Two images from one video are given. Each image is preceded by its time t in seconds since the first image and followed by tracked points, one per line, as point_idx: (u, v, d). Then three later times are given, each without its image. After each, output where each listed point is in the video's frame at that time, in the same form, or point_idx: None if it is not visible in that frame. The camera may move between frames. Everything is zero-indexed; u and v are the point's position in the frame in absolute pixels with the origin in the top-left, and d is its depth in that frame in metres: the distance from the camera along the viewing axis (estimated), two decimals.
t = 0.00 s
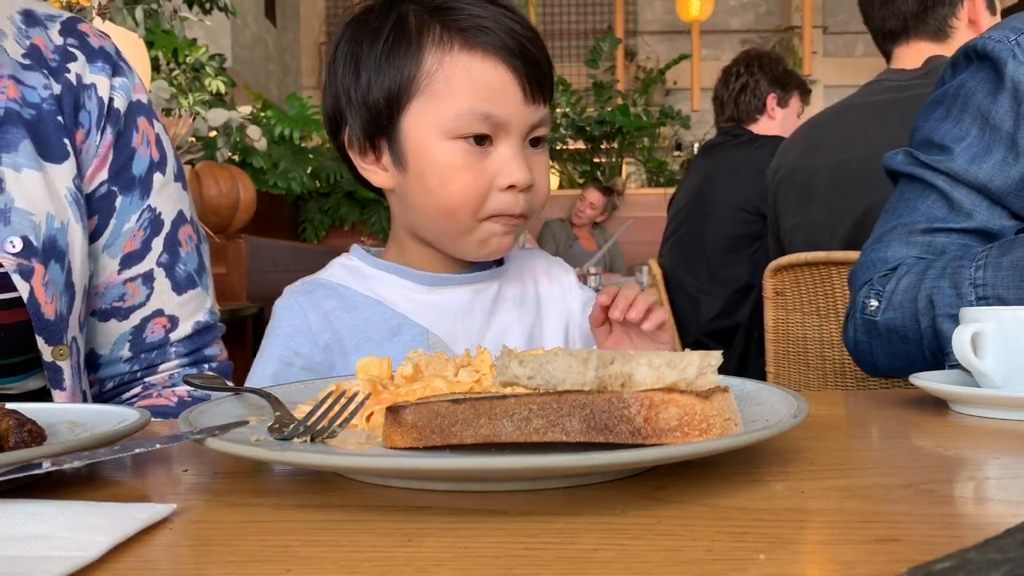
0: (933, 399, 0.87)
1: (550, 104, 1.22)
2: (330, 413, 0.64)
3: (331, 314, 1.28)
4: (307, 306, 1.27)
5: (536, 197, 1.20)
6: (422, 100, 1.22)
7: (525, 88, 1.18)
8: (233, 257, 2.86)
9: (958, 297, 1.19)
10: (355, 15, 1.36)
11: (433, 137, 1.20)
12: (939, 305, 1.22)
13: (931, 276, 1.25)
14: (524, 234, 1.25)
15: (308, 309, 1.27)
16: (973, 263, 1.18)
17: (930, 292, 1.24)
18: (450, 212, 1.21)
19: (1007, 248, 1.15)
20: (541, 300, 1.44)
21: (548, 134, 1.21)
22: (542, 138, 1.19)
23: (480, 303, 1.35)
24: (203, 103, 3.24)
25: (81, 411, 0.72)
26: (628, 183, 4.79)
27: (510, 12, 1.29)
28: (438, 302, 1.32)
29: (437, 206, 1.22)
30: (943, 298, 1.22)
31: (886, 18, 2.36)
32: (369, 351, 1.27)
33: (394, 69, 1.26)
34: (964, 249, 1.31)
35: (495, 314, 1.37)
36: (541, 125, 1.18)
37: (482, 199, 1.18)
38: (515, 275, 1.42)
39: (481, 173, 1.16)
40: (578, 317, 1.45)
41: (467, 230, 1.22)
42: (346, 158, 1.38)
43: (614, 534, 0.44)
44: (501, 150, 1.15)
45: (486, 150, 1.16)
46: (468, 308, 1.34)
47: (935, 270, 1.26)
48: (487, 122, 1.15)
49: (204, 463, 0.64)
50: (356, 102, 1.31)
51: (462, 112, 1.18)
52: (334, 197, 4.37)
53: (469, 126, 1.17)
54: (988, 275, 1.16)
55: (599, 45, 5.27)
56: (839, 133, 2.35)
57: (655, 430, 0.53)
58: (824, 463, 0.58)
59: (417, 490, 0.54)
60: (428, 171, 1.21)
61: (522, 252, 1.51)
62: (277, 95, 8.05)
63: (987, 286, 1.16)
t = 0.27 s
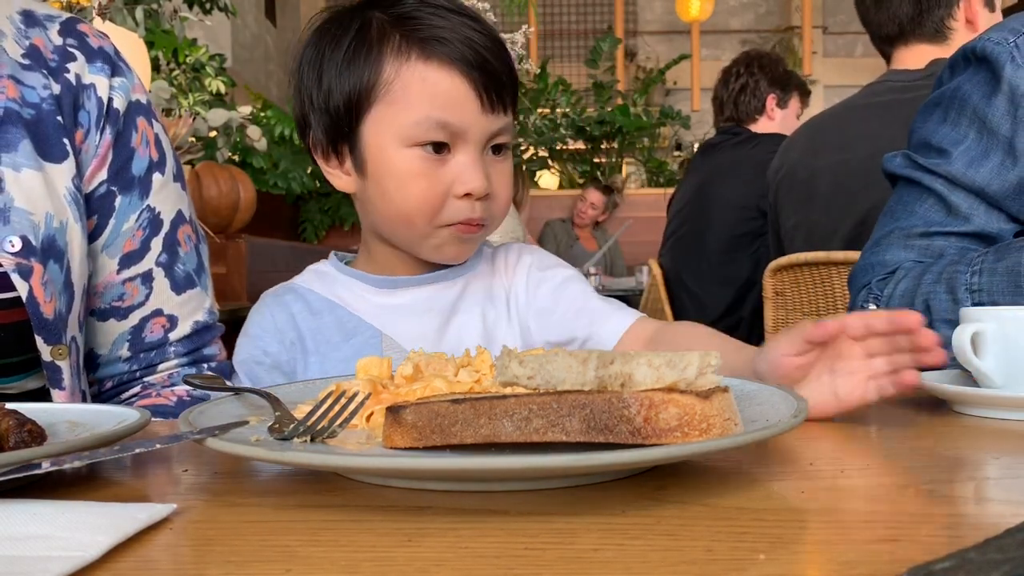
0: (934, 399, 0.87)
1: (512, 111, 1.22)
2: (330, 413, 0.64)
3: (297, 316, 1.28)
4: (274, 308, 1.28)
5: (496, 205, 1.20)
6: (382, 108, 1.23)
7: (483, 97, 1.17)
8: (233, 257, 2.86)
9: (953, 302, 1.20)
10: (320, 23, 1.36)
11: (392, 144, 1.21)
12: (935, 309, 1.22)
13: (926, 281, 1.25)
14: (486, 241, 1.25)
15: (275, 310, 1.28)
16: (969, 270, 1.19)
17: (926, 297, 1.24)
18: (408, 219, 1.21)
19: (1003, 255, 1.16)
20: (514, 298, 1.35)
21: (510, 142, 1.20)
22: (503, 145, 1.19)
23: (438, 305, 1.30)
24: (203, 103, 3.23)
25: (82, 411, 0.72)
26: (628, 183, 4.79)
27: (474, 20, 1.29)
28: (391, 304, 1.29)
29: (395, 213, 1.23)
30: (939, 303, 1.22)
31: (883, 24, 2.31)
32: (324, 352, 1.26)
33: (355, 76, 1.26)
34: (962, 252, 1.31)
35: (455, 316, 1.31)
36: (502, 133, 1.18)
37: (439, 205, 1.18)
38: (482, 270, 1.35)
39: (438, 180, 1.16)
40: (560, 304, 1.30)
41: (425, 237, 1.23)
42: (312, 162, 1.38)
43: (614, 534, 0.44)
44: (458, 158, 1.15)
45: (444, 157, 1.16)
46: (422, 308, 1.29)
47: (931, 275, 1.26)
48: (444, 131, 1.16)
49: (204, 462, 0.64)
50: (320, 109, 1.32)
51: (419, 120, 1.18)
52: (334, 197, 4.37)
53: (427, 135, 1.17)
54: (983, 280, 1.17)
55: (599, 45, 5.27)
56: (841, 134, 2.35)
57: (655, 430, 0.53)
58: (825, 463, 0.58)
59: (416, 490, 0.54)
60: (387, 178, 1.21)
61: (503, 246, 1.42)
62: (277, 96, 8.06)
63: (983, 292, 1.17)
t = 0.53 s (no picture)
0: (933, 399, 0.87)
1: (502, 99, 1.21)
2: (330, 413, 0.64)
3: (296, 318, 1.28)
4: (273, 310, 1.28)
5: (494, 196, 1.19)
6: (371, 104, 1.23)
7: (473, 85, 1.17)
8: (232, 257, 2.87)
9: (960, 302, 1.20)
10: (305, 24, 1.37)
11: (385, 140, 1.21)
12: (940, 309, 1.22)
13: (933, 281, 1.24)
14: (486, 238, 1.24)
15: (275, 311, 1.28)
16: (978, 269, 1.19)
17: (932, 297, 1.23)
18: (406, 216, 1.21)
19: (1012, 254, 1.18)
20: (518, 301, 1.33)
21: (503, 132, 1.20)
22: (497, 135, 1.18)
23: (441, 312, 1.29)
24: (203, 103, 3.23)
25: (82, 411, 0.72)
26: (628, 184, 4.80)
27: (460, 9, 1.29)
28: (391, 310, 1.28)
29: (391, 210, 1.22)
30: (945, 303, 1.22)
31: (887, 29, 2.35)
32: (321, 356, 1.25)
33: (343, 74, 1.27)
34: (968, 250, 1.30)
35: (458, 322, 1.30)
36: (494, 123, 1.17)
37: (437, 199, 1.18)
38: (487, 278, 1.33)
39: (433, 173, 1.16)
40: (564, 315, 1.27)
41: (423, 235, 1.22)
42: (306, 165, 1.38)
43: (614, 534, 0.44)
44: (452, 149, 1.15)
45: (437, 150, 1.16)
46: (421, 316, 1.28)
47: (937, 274, 1.25)
48: (434, 123, 1.16)
49: (204, 462, 0.64)
50: (310, 110, 1.32)
51: (409, 114, 1.19)
52: (334, 197, 4.36)
53: (419, 127, 1.17)
54: (992, 282, 1.18)
55: (599, 45, 5.27)
56: (842, 134, 2.34)
57: (655, 430, 0.53)
58: (824, 463, 0.58)
59: (416, 490, 0.54)
60: (382, 174, 1.21)
61: (511, 248, 1.41)
62: (277, 96, 8.06)
63: (992, 294, 1.17)
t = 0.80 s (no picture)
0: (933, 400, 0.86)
1: (512, 87, 1.22)
2: (330, 413, 0.64)
3: (303, 315, 1.29)
4: (281, 307, 1.29)
5: (506, 184, 1.18)
6: (380, 94, 1.23)
7: (482, 73, 1.18)
8: (233, 257, 2.86)
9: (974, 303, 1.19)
10: (316, 23, 1.39)
11: (394, 129, 1.21)
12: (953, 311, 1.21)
13: (946, 283, 1.24)
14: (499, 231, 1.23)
15: (284, 307, 1.29)
16: (992, 270, 1.19)
17: (945, 299, 1.23)
18: (415, 205, 1.20)
19: None
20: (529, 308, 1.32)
21: (515, 122, 1.20)
22: (508, 125, 1.18)
23: (449, 318, 1.29)
24: (203, 103, 3.24)
25: (82, 411, 0.72)
26: (628, 184, 4.79)
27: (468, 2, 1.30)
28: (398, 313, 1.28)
29: (401, 200, 1.21)
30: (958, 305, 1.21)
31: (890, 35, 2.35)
32: (326, 357, 1.26)
33: (352, 67, 1.28)
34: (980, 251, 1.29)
35: (465, 328, 1.29)
36: (504, 110, 1.17)
37: (446, 188, 1.17)
38: (501, 284, 1.32)
39: (443, 161, 1.16)
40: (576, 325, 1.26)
41: (433, 224, 1.20)
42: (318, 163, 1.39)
43: (614, 535, 0.44)
44: (461, 137, 1.15)
45: (447, 138, 1.16)
46: (429, 319, 1.28)
47: (950, 276, 1.25)
48: (443, 108, 1.16)
49: (203, 462, 0.64)
50: (320, 105, 1.33)
51: (418, 101, 1.19)
52: (334, 197, 4.35)
53: (427, 116, 1.17)
54: (1008, 283, 1.17)
55: (599, 45, 5.28)
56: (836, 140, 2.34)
57: (655, 430, 0.53)
58: (824, 464, 0.58)
59: (416, 490, 0.54)
60: (392, 165, 1.21)
61: (524, 254, 1.40)
62: (278, 96, 8.06)
63: (1006, 295, 1.16)
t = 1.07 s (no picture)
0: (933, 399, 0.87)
1: (527, 78, 1.22)
2: (330, 413, 0.64)
3: (314, 315, 1.30)
4: (291, 307, 1.30)
5: (522, 175, 1.18)
6: (393, 86, 1.23)
7: (496, 62, 1.18)
8: (232, 257, 2.87)
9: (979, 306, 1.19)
10: (328, 19, 1.39)
11: (408, 120, 1.20)
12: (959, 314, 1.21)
13: (952, 285, 1.23)
14: (515, 224, 1.22)
15: (294, 306, 1.30)
16: (998, 272, 1.18)
17: (952, 301, 1.22)
18: (430, 195, 1.19)
19: None
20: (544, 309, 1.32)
21: (531, 113, 1.20)
22: (525, 116, 1.18)
23: (460, 320, 1.28)
24: (203, 103, 3.24)
25: (81, 411, 0.72)
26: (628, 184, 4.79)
27: None
28: (408, 313, 1.28)
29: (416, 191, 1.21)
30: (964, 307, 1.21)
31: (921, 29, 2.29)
32: (336, 357, 1.27)
33: (365, 59, 1.28)
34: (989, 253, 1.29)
35: (477, 331, 1.29)
36: (519, 100, 1.17)
37: (462, 178, 1.16)
38: (514, 284, 1.32)
39: (458, 151, 1.15)
40: (596, 325, 1.27)
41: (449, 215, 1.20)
42: (331, 159, 1.38)
43: (614, 534, 0.44)
44: (476, 125, 1.15)
45: (461, 127, 1.16)
46: (440, 320, 1.28)
47: (957, 278, 1.24)
48: (459, 96, 1.16)
49: (204, 462, 0.64)
50: (334, 99, 1.33)
51: (433, 90, 1.19)
52: (334, 197, 4.35)
53: (442, 105, 1.17)
54: (1015, 287, 1.15)
55: (598, 45, 5.27)
56: (836, 144, 2.37)
57: (655, 430, 0.53)
58: (824, 464, 0.58)
59: (417, 490, 0.54)
60: (406, 156, 1.20)
61: (538, 254, 1.39)
62: (278, 95, 8.06)
63: (1013, 298, 1.15)
